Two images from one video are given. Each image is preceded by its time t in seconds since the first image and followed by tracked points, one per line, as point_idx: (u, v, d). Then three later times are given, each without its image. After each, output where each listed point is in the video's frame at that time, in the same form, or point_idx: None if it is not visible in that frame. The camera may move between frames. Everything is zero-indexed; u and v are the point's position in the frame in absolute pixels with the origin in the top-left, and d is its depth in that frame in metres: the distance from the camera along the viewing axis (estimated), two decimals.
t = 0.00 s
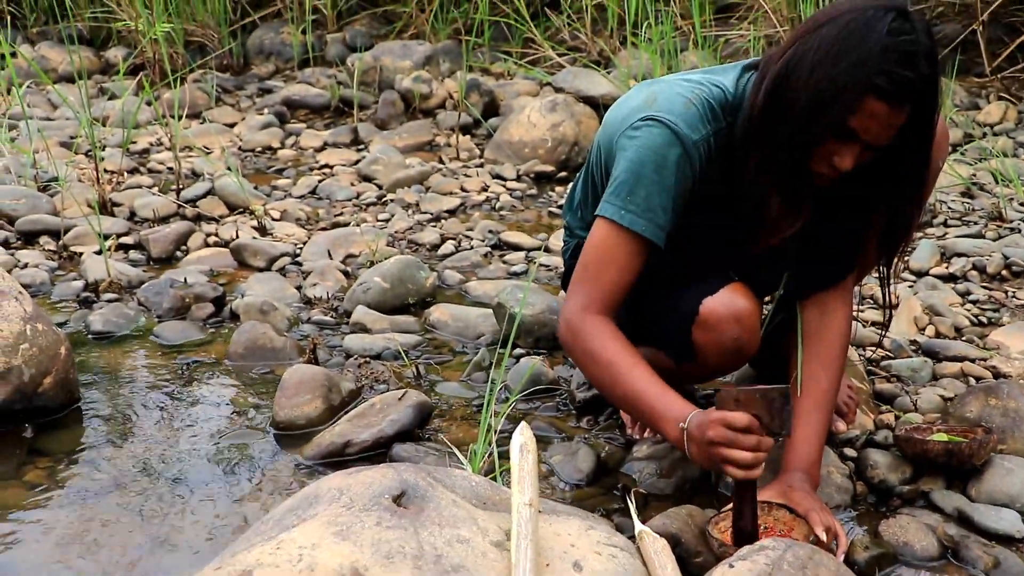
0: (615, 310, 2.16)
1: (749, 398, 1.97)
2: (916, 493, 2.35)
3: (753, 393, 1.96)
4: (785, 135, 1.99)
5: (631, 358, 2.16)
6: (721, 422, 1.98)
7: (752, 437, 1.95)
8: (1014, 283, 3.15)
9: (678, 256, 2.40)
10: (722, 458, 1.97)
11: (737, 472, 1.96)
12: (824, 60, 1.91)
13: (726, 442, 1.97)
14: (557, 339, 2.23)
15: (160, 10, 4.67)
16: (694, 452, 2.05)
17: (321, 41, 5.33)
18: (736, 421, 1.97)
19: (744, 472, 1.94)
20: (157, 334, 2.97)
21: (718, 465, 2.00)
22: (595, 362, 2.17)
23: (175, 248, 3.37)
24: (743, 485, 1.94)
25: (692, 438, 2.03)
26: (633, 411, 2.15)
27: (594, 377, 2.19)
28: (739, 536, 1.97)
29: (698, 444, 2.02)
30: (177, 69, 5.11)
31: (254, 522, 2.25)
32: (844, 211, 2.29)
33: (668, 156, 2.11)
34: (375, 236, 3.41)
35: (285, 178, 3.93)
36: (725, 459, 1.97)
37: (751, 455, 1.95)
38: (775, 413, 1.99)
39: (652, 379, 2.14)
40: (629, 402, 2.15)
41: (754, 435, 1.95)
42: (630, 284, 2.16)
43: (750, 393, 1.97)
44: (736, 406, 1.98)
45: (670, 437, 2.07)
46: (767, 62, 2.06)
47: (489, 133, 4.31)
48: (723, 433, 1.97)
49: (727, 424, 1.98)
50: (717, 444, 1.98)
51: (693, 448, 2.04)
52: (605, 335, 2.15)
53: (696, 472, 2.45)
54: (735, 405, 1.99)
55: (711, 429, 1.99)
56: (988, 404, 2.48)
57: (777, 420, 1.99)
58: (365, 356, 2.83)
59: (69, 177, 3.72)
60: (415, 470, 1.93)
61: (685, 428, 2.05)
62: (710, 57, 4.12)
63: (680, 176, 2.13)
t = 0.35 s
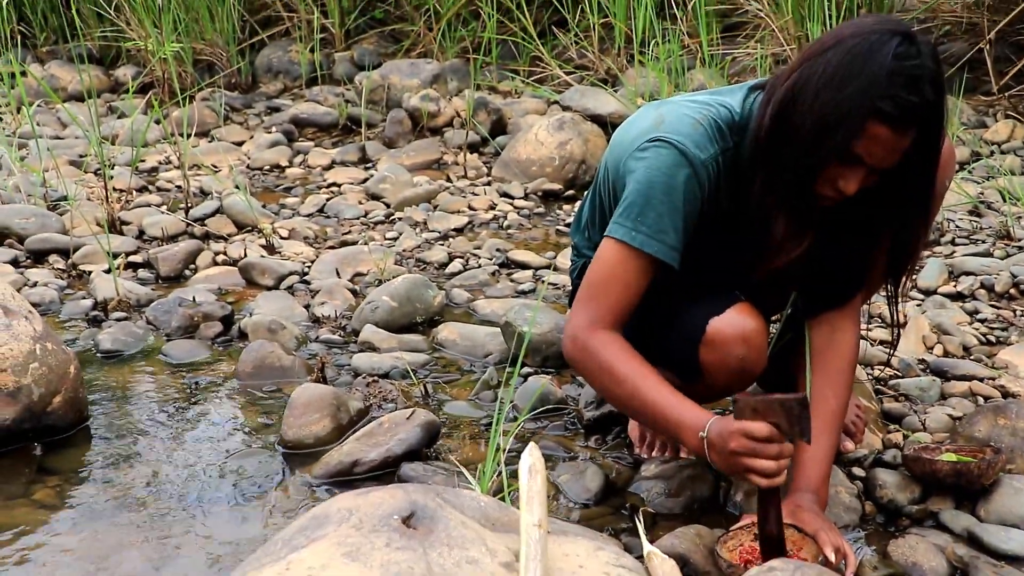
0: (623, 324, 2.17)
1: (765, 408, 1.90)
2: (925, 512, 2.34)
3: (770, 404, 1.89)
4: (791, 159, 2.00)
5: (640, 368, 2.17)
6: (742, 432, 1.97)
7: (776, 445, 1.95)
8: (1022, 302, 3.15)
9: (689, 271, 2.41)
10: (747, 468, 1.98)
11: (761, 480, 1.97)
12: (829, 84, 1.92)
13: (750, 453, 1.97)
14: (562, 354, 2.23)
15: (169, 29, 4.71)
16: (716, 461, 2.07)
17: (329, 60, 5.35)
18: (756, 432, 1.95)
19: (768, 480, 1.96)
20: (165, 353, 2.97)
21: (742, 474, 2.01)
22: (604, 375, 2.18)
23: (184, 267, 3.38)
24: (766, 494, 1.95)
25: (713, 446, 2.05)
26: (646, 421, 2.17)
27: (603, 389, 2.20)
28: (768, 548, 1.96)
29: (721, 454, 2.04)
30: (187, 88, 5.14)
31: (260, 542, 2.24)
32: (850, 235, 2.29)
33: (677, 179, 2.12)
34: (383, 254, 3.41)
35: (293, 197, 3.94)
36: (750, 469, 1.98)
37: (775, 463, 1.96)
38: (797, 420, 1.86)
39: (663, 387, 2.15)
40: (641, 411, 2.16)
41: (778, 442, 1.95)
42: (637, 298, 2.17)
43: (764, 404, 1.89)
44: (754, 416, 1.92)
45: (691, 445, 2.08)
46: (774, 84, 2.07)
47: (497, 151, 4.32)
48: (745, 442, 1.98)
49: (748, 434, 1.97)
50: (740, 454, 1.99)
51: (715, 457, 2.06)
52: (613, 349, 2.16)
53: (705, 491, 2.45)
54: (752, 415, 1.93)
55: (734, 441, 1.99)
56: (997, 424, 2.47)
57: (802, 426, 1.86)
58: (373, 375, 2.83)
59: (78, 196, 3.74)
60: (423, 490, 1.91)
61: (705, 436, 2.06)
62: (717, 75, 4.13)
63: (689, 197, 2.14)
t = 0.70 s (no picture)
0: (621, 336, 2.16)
1: (775, 422, 1.91)
2: (935, 527, 2.32)
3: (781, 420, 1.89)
4: (800, 173, 2.00)
5: (638, 378, 2.17)
6: (749, 445, 1.98)
7: (781, 460, 1.95)
8: None
9: (693, 282, 2.43)
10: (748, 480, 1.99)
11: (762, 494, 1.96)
12: (837, 100, 1.92)
13: (753, 464, 1.98)
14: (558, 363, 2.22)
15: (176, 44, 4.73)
16: (716, 474, 2.07)
17: (335, 74, 5.36)
18: (763, 446, 1.96)
19: (768, 493, 1.95)
20: (173, 368, 2.98)
21: (743, 486, 2.01)
22: (601, 385, 2.18)
23: (191, 281, 3.38)
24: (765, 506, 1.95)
25: (714, 458, 2.06)
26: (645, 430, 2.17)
27: (603, 400, 2.20)
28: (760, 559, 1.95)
29: (721, 465, 2.05)
30: (194, 102, 5.16)
31: (268, 558, 2.23)
32: (857, 247, 2.29)
33: (681, 197, 2.12)
34: (390, 268, 3.42)
35: (300, 211, 3.95)
36: (752, 481, 1.98)
37: (778, 477, 1.95)
38: (807, 435, 1.85)
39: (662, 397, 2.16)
40: (639, 421, 2.16)
41: (784, 456, 1.95)
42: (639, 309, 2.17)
43: (775, 418, 1.90)
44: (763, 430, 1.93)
45: (690, 457, 2.09)
46: (780, 99, 2.07)
47: (503, 164, 4.33)
48: (750, 455, 1.98)
49: (753, 447, 1.98)
50: (744, 466, 1.99)
51: (715, 469, 2.07)
52: (611, 359, 2.16)
53: (713, 506, 2.44)
54: (761, 428, 1.94)
55: (738, 451, 2.00)
56: (1006, 438, 2.46)
57: (811, 443, 1.85)
58: (380, 390, 2.83)
59: (86, 210, 3.75)
60: (431, 506, 1.90)
61: (705, 447, 2.07)
62: (723, 88, 4.14)
63: (694, 215, 2.14)
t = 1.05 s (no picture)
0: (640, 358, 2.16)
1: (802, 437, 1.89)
2: (949, 545, 2.30)
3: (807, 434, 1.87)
4: (813, 193, 2.01)
5: (657, 397, 2.17)
6: (775, 459, 1.95)
7: (807, 475, 1.93)
8: None
9: (708, 303, 2.42)
10: (772, 493, 1.96)
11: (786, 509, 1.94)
12: (850, 120, 1.92)
13: (778, 478, 1.94)
14: (577, 385, 2.22)
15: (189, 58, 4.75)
16: (736, 489, 2.05)
17: (347, 88, 5.38)
18: (789, 459, 1.93)
19: (792, 508, 1.93)
20: (184, 381, 2.98)
21: (765, 500, 1.99)
22: (619, 405, 2.18)
23: (203, 295, 3.39)
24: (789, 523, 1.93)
25: (734, 472, 2.03)
26: (663, 449, 2.16)
27: (620, 420, 2.20)
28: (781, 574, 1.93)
29: (741, 479, 2.02)
30: (207, 116, 5.18)
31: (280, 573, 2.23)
32: (871, 266, 2.29)
33: (698, 216, 2.12)
34: (401, 283, 3.42)
35: (311, 224, 3.96)
36: (776, 495, 1.95)
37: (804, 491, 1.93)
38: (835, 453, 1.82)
39: (680, 417, 2.15)
40: (656, 438, 2.16)
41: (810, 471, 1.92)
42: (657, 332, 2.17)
43: (803, 432, 1.88)
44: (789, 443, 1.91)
45: (710, 473, 2.07)
46: (795, 118, 2.07)
47: (514, 178, 4.34)
48: (776, 468, 1.95)
49: (779, 460, 1.95)
50: (768, 479, 1.96)
51: (735, 484, 2.04)
52: (629, 379, 2.16)
53: (725, 522, 2.43)
54: (787, 442, 1.92)
55: (762, 465, 1.97)
56: (1021, 455, 2.45)
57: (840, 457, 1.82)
58: (392, 404, 2.83)
59: (99, 224, 3.77)
60: (446, 523, 1.89)
61: (726, 462, 2.05)
62: (734, 102, 4.14)
63: (711, 231, 2.14)
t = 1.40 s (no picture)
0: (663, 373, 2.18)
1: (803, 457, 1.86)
2: (965, 555, 2.29)
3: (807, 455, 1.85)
4: (826, 203, 2.01)
5: (686, 415, 2.17)
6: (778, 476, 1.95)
7: (805, 496, 1.91)
8: None
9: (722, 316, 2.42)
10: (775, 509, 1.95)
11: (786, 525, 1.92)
12: (863, 130, 1.92)
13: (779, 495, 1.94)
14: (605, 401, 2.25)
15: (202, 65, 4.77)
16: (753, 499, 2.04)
17: (359, 95, 5.39)
18: (790, 478, 1.93)
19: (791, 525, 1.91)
20: (197, 388, 2.99)
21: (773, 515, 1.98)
22: (644, 422, 2.19)
23: (216, 301, 3.40)
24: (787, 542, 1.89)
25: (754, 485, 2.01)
26: (688, 463, 2.17)
27: (650, 437, 2.21)
28: None
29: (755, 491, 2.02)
30: (219, 123, 5.20)
31: None
32: (886, 279, 2.28)
33: (711, 226, 2.12)
34: (414, 290, 3.42)
35: (324, 231, 3.97)
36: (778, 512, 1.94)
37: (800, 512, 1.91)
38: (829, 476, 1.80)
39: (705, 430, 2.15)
40: (681, 454, 2.17)
41: (807, 492, 1.91)
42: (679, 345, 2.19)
43: (802, 451, 1.86)
44: (793, 463, 1.90)
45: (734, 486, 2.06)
46: (808, 127, 2.06)
47: (526, 185, 4.34)
48: (780, 486, 1.95)
49: (782, 478, 1.95)
50: (773, 496, 1.96)
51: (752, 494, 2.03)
52: (654, 396, 2.17)
53: (739, 531, 2.42)
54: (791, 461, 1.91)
55: (768, 481, 1.97)
56: None
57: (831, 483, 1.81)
58: (405, 412, 2.83)
59: (112, 230, 3.78)
60: (461, 533, 1.88)
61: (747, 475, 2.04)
62: (746, 109, 4.14)
63: (723, 242, 2.13)
